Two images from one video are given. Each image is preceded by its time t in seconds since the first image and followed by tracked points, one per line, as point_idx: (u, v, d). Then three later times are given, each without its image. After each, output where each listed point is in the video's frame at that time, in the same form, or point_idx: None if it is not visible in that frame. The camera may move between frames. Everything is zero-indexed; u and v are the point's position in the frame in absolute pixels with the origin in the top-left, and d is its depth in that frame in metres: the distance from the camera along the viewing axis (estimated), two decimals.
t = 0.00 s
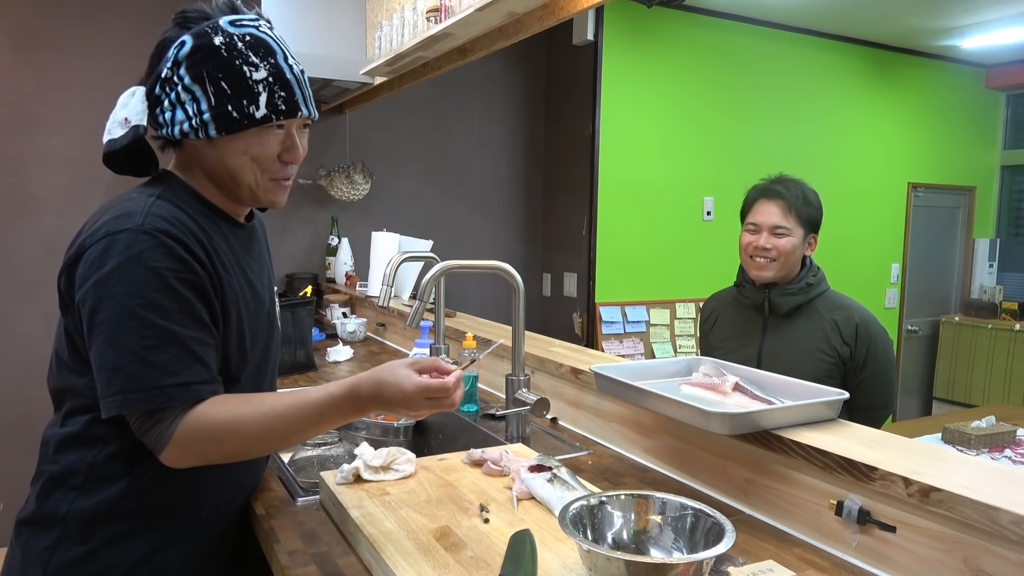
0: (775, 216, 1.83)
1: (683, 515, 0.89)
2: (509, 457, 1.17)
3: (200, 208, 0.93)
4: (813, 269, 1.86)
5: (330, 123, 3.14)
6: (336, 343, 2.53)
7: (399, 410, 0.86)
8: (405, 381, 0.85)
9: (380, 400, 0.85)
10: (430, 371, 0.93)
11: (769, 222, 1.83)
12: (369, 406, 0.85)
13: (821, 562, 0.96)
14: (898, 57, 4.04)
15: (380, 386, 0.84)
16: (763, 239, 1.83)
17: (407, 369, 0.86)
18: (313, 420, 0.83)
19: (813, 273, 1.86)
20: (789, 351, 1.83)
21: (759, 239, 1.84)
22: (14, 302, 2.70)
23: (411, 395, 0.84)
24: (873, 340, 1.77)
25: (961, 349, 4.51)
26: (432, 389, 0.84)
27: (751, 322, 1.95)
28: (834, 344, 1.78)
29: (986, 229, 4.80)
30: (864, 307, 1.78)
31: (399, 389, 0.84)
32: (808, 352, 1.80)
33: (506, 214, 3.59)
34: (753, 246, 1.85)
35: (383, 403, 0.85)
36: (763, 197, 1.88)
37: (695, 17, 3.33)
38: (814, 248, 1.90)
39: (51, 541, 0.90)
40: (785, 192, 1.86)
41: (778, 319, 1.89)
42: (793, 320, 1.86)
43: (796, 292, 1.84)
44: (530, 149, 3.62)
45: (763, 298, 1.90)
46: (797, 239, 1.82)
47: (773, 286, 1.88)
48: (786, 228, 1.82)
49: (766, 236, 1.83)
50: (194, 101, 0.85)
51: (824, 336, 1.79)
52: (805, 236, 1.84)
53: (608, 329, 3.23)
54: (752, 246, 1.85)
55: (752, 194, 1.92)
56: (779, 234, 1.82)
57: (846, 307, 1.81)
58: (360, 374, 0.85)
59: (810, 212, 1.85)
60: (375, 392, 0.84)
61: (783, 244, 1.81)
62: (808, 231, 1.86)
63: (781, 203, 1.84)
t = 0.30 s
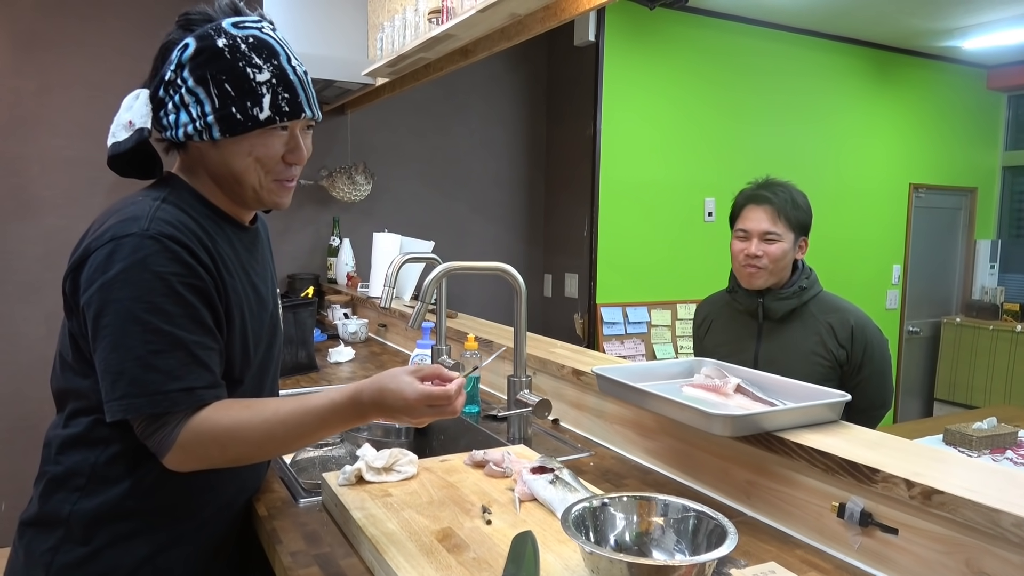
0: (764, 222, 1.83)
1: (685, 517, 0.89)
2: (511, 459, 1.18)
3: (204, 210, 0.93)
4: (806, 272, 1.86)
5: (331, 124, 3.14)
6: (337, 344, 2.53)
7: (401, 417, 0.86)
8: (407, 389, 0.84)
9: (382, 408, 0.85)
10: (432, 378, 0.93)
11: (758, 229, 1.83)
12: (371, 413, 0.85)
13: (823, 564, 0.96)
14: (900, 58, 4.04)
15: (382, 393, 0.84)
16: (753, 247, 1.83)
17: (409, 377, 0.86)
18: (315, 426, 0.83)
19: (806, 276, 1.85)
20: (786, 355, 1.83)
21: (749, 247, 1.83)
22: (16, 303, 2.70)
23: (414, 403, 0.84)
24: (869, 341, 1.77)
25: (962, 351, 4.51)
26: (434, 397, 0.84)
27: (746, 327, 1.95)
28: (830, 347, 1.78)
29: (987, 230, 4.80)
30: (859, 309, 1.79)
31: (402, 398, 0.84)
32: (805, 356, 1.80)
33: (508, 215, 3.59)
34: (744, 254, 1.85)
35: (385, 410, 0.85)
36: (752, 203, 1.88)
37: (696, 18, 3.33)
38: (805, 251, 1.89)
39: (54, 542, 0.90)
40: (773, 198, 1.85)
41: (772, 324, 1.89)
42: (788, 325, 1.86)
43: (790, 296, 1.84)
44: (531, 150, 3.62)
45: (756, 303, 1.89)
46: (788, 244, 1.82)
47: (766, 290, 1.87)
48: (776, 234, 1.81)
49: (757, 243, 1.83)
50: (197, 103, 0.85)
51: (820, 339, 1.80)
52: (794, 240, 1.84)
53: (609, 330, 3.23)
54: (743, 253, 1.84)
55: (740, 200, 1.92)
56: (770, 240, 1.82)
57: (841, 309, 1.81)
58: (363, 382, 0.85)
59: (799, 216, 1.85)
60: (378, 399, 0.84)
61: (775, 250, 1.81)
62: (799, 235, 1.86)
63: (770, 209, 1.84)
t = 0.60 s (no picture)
0: (760, 224, 1.83)
1: (685, 519, 0.89)
2: (511, 460, 1.18)
3: (207, 211, 0.93)
4: (800, 274, 1.86)
5: (333, 125, 3.14)
6: (338, 344, 2.53)
7: (402, 419, 0.86)
8: (407, 392, 0.85)
9: (383, 410, 0.85)
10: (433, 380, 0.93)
11: (754, 230, 1.83)
12: (372, 416, 0.85)
13: (822, 566, 0.97)
14: (902, 60, 4.03)
15: (383, 396, 0.84)
16: (749, 248, 1.83)
17: (410, 379, 0.87)
18: (317, 428, 0.83)
19: (800, 278, 1.85)
20: (780, 358, 1.84)
21: (745, 248, 1.83)
22: (17, 302, 2.71)
23: (415, 406, 0.85)
24: (863, 344, 1.77)
25: (963, 353, 4.51)
26: (434, 400, 0.85)
27: (740, 329, 1.95)
28: (824, 349, 1.78)
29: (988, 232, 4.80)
30: (853, 311, 1.79)
31: (403, 400, 0.84)
32: (800, 358, 1.80)
33: (509, 216, 3.59)
34: (740, 255, 1.85)
35: (386, 413, 0.85)
36: (748, 204, 1.87)
37: (698, 20, 3.33)
38: (800, 253, 1.90)
39: (55, 541, 0.90)
40: (769, 199, 1.85)
41: (766, 327, 1.90)
42: (781, 327, 1.86)
43: (783, 297, 1.84)
44: (532, 151, 3.62)
45: (749, 305, 1.90)
46: (783, 246, 1.82)
47: (760, 292, 1.87)
48: (772, 236, 1.82)
49: (753, 244, 1.83)
50: (202, 104, 0.85)
51: (814, 341, 1.80)
52: (790, 241, 1.84)
53: (609, 331, 3.24)
54: (739, 254, 1.85)
55: (736, 199, 1.91)
56: (765, 242, 1.82)
57: (835, 311, 1.81)
58: (364, 384, 0.85)
59: (795, 218, 1.85)
60: (379, 402, 0.85)
61: (770, 252, 1.81)
62: (795, 237, 1.86)
63: (767, 210, 1.84)
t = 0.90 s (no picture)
0: (764, 222, 1.84)
1: (685, 520, 0.89)
2: (511, 461, 1.18)
3: (206, 210, 0.93)
4: (803, 273, 1.86)
5: (333, 126, 3.15)
6: (338, 345, 2.53)
7: (402, 414, 0.86)
8: (406, 386, 0.85)
9: (384, 405, 0.85)
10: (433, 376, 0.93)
11: (758, 228, 1.84)
12: (373, 413, 0.86)
13: (823, 567, 0.97)
14: (902, 61, 4.03)
15: (383, 391, 0.85)
16: (753, 245, 1.83)
17: (410, 374, 0.87)
18: (319, 425, 0.83)
19: (802, 277, 1.85)
20: (782, 357, 1.83)
21: (749, 246, 1.84)
22: (18, 302, 2.71)
23: (415, 400, 0.85)
24: (864, 344, 1.78)
25: (963, 354, 4.51)
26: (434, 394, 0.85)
27: (742, 328, 1.95)
28: (824, 348, 1.78)
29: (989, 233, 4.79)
30: (853, 312, 1.79)
31: (402, 396, 0.85)
32: (800, 358, 1.80)
33: (509, 217, 3.59)
34: (744, 252, 1.85)
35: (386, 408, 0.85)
36: (753, 203, 1.88)
37: (698, 20, 3.33)
38: (804, 253, 1.90)
39: (56, 541, 0.91)
40: (775, 198, 1.86)
41: (767, 326, 1.89)
42: (782, 326, 1.86)
43: (785, 296, 1.83)
44: (533, 152, 3.62)
45: (751, 303, 1.89)
46: (787, 245, 1.82)
47: (762, 290, 1.87)
48: (776, 235, 1.82)
49: (756, 242, 1.83)
50: (204, 105, 0.86)
51: (815, 341, 1.80)
52: (794, 241, 1.84)
53: (610, 332, 3.24)
54: (743, 252, 1.85)
55: (742, 199, 1.92)
56: (768, 240, 1.82)
57: (836, 311, 1.81)
58: (364, 380, 0.85)
59: (799, 217, 1.85)
60: (379, 397, 0.85)
61: (773, 250, 1.81)
62: (798, 236, 1.87)
63: (771, 209, 1.84)
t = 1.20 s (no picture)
0: (773, 220, 1.84)
1: (685, 521, 0.89)
2: (511, 462, 1.18)
3: (206, 213, 0.94)
4: (810, 271, 1.87)
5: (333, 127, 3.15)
6: (338, 346, 2.53)
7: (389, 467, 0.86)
8: (404, 434, 0.87)
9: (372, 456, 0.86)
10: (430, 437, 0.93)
11: (767, 226, 1.84)
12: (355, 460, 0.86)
13: (823, 568, 0.97)
14: (902, 62, 4.03)
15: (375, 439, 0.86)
16: (761, 243, 1.83)
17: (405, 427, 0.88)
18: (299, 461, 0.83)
19: (809, 274, 1.86)
20: (787, 354, 1.83)
21: (757, 243, 1.84)
22: (19, 304, 2.71)
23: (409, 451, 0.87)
24: (868, 342, 1.78)
25: (964, 355, 4.51)
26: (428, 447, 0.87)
27: (748, 325, 1.95)
28: (829, 346, 1.78)
29: (989, 233, 4.79)
30: (858, 310, 1.79)
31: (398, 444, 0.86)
32: (805, 356, 1.80)
33: (509, 218, 3.60)
34: (752, 250, 1.85)
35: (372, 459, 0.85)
36: (761, 202, 1.88)
37: (697, 22, 3.34)
38: (810, 252, 1.90)
39: (52, 544, 0.91)
40: (784, 197, 1.86)
41: (773, 322, 1.89)
42: (788, 323, 1.86)
43: (792, 293, 1.83)
44: (533, 153, 3.62)
45: (757, 300, 1.89)
46: (795, 243, 1.82)
47: (769, 287, 1.87)
48: (785, 233, 1.82)
49: (764, 240, 1.83)
50: (244, 111, 0.85)
51: (820, 339, 1.80)
52: (801, 240, 1.85)
53: (610, 333, 3.24)
54: (751, 250, 1.85)
55: (750, 198, 1.92)
56: (777, 238, 1.82)
57: (841, 309, 1.81)
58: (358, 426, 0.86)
59: (808, 216, 1.85)
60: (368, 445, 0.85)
61: (781, 249, 1.81)
62: (806, 235, 1.87)
63: (779, 208, 1.85)
